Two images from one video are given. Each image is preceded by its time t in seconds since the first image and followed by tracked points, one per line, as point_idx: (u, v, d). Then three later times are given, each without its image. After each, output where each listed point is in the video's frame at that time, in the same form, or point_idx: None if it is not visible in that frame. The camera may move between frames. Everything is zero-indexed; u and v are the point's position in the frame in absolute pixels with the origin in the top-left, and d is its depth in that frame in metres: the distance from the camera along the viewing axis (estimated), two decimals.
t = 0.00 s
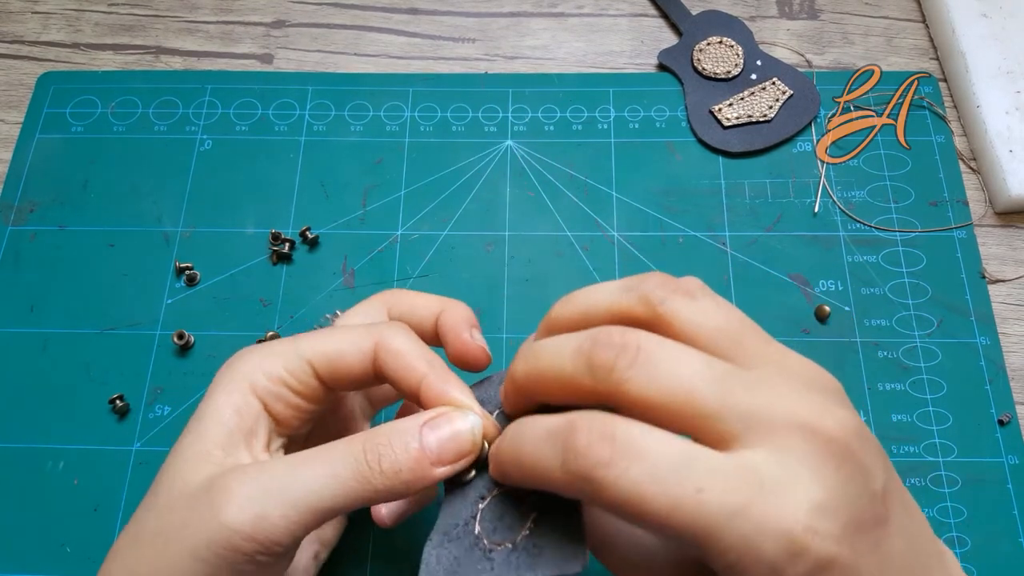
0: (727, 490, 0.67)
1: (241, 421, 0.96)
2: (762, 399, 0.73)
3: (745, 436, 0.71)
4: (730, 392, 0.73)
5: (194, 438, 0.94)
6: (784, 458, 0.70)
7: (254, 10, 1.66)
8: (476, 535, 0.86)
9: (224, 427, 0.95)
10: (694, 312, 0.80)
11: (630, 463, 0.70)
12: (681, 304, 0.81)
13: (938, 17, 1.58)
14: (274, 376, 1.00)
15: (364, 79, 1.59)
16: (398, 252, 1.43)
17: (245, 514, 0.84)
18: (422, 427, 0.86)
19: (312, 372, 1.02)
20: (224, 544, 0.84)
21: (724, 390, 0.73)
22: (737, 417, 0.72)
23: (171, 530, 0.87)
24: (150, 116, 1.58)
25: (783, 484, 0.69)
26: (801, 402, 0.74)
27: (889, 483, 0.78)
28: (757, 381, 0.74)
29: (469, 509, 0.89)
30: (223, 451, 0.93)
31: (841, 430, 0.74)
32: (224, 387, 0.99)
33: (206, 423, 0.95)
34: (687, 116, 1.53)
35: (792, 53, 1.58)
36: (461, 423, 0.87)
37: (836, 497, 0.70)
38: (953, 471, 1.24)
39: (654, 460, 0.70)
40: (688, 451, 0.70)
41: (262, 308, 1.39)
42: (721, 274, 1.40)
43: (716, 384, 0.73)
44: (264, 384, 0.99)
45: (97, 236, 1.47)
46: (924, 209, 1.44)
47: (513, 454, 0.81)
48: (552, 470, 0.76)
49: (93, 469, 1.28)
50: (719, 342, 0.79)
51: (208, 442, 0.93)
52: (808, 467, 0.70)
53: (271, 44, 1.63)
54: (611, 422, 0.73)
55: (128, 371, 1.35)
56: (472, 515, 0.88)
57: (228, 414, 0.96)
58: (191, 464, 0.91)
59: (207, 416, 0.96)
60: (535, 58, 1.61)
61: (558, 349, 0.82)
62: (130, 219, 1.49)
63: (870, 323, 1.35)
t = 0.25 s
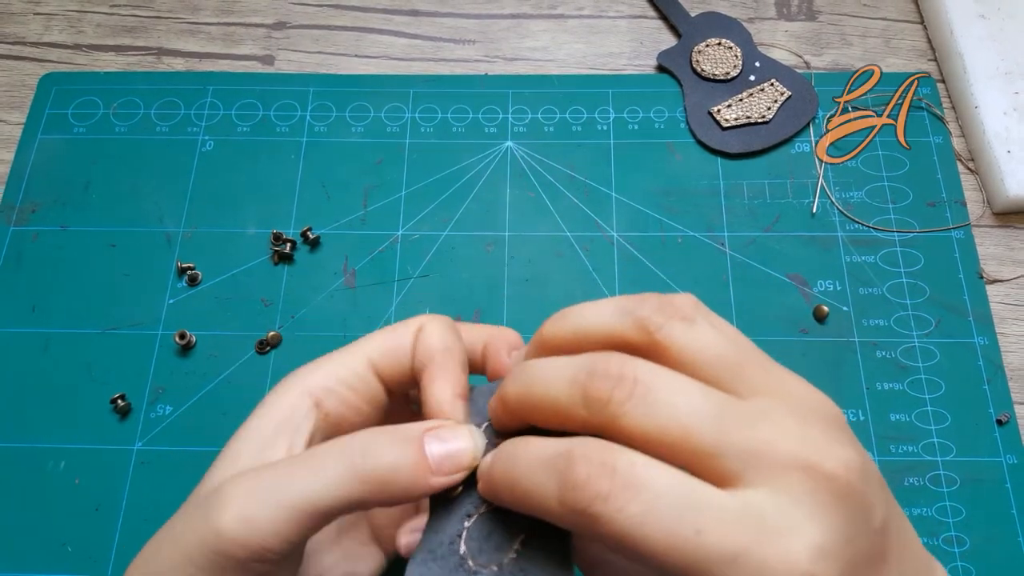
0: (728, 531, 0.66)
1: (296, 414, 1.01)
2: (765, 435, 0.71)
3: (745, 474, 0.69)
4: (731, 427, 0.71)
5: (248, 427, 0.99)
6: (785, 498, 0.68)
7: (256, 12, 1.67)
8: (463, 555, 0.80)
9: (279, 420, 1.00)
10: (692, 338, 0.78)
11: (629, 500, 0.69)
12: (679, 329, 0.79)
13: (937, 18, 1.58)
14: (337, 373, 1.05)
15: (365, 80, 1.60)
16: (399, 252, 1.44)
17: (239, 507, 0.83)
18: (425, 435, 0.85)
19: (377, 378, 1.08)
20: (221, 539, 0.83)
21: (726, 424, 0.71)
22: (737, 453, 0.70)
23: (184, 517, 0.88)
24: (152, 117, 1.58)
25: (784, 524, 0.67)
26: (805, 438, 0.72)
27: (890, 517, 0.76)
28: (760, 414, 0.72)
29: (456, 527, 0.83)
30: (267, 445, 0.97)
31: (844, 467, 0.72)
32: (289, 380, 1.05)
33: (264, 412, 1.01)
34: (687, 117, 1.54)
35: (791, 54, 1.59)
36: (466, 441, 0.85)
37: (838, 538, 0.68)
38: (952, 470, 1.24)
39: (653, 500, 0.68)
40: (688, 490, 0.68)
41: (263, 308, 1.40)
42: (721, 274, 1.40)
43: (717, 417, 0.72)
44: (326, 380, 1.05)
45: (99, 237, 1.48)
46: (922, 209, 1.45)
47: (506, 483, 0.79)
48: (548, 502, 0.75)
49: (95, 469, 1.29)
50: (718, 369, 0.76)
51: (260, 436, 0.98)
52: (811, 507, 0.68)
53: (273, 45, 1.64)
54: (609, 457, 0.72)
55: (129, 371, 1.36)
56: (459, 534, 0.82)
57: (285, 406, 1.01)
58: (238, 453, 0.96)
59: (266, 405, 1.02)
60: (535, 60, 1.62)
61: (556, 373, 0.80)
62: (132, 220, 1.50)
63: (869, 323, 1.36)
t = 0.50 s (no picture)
0: (751, 547, 0.66)
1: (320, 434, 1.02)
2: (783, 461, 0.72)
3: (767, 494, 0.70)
4: (749, 450, 0.71)
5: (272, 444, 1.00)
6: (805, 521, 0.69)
7: (255, 11, 1.66)
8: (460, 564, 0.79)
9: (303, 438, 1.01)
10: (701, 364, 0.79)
11: (662, 499, 0.68)
12: (687, 357, 0.80)
13: (937, 18, 1.58)
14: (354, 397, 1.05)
15: (365, 80, 1.59)
16: (398, 252, 1.43)
17: (249, 505, 0.83)
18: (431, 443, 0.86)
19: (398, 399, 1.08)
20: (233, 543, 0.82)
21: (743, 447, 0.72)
22: (757, 475, 0.70)
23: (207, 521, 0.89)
24: (151, 116, 1.58)
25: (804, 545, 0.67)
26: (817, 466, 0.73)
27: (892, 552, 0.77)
28: (774, 441, 0.73)
29: (453, 536, 0.82)
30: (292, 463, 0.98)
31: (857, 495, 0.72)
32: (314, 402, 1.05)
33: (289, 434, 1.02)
34: (687, 117, 1.54)
35: (791, 54, 1.59)
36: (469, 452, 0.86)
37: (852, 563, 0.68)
38: (952, 470, 1.24)
39: (686, 503, 0.67)
40: (718, 500, 0.68)
41: (263, 308, 1.40)
42: (721, 274, 1.40)
43: (734, 439, 0.72)
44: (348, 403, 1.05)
45: (98, 236, 1.48)
46: (923, 209, 1.44)
47: (527, 485, 0.77)
48: (574, 502, 0.73)
49: (94, 469, 1.29)
50: (731, 397, 0.77)
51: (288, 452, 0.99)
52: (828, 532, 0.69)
53: (272, 44, 1.63)
54: (644, 454, 0.70)
55: (128, 371, 1.36)
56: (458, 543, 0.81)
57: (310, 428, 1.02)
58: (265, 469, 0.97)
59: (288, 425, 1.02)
60: (535, 59, 1.61)
61: (569, 396, 0.81)
62: (131, 219, 1.49)
63: (869, 323, 1.36)
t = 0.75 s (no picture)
0: (789, 502, 0.73)
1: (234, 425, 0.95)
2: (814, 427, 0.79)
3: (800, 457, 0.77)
4: (781, 411, 0.79)
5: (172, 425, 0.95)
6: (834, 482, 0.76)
7: (255, 11, 1.66)
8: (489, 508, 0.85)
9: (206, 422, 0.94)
10: (729, 332, 0.87)
11: (700, 459, 0.73)
12: (719, 325, 0.88)
13: (937, 18, 1.58)
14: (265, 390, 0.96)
15: (365, 80, 1.59)
16: (398, 252, 1.43)
17: (185, 538, 0.85)
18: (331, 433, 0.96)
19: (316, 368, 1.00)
20: (167, 573, 0.83)
21: (775, 413, 0.79)
22: (788, 435, 0.78)
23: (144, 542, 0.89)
24: (151, 116, 1.58)
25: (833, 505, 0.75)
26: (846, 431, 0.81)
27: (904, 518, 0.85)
28: (802, 402, 0.81)
29: (480, 488, 0.87)
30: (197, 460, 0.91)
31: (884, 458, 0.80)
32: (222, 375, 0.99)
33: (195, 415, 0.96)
34: (687, 117, 1.54)
35: (791, 54, 1.59)
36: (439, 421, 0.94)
37: (878, 518, 0.77)
38: (952, 470, 1.24)
39: (727, 458, 0.73)
40: (757, 457, 0.74)
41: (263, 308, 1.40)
42: (721, 274, 1.40)
43: (767, 400, 0.80)
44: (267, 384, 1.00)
45: (98, 236, 1.48)
46: (923, 209, 1.44)
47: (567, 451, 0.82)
48: (612, 464, 0.78)
49: (94, 469, 1.29)
50: (759, 361, 0.86)
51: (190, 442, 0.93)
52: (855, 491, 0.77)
53: (272, 44, 1.63)
54: (683, 410, 0.76)
55: (128, 371, 1.36)
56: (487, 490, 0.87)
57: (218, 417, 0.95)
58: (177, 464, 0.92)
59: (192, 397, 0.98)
60: (535, 59, 1.61)
61: (600, 357, 0.86)
62: (131, 219, 1.49)
63: (869, 323, 1.36)
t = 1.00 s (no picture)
0: (778, 490, 0.73)
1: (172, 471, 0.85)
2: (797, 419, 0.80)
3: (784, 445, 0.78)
4: (769, 405, 0.80)
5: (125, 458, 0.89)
6: (822, 470, 0.76)
7: (255, 11, 1.66)
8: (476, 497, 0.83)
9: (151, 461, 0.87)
10: (718, 329, 0.89)
11: (692, 449, 0.73)
12: (709, 323, 0.90)
13: (938, 18, 1.58)
14: (204, 439, 0.85)
15: (365, 80, 1.59)
16: (398, 252, 1.43)
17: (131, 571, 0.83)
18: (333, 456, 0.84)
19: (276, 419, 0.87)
20: None
21: (760, 404, 0.80)
22: (776, 425, 0.79)
23: None
24: (151, 116, 1.58)
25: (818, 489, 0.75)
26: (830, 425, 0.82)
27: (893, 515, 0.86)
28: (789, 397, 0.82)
29: (468, 478, 0.85)
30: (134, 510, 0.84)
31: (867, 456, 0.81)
32: (179, 413, 0.91)
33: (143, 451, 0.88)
34: (687, 117, 1.54)
35: (791, 54, 1.59)
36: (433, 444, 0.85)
37: (865, 510, 0.77)
38: (952, 470, 1.24)
39: (720, 449, 0.73)
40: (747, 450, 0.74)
41: (263, 308, 1.40)
42: (721, 274, 1.40)
43: (754, 393, 0.81)
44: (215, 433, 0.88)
45: (98, 236, 1.48)
46: (923, 209, 1.44)
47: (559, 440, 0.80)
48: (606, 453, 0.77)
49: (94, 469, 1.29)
50: (747, 358, 0.87)
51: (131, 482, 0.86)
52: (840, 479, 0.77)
53: (272, 44, 1.63)
54: (680, 400, 0.76)
55: (128, 371, 1.36)
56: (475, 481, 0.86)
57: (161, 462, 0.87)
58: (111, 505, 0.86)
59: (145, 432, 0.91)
60: (535, 59, 1.61)
61: (594, 351, 0.86)
62: (131, 219, 1.49)
63: (869, 323, 1.36)
